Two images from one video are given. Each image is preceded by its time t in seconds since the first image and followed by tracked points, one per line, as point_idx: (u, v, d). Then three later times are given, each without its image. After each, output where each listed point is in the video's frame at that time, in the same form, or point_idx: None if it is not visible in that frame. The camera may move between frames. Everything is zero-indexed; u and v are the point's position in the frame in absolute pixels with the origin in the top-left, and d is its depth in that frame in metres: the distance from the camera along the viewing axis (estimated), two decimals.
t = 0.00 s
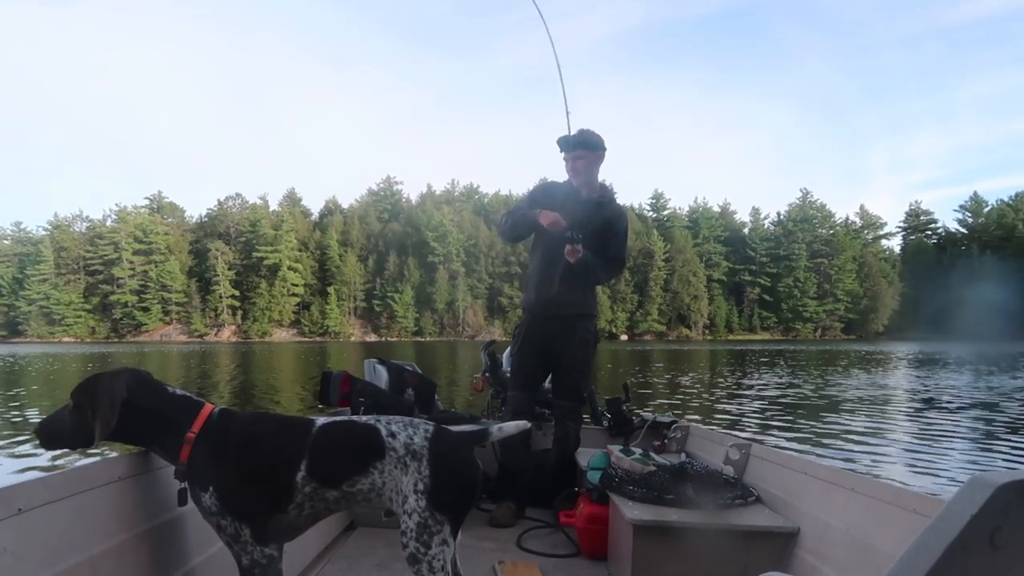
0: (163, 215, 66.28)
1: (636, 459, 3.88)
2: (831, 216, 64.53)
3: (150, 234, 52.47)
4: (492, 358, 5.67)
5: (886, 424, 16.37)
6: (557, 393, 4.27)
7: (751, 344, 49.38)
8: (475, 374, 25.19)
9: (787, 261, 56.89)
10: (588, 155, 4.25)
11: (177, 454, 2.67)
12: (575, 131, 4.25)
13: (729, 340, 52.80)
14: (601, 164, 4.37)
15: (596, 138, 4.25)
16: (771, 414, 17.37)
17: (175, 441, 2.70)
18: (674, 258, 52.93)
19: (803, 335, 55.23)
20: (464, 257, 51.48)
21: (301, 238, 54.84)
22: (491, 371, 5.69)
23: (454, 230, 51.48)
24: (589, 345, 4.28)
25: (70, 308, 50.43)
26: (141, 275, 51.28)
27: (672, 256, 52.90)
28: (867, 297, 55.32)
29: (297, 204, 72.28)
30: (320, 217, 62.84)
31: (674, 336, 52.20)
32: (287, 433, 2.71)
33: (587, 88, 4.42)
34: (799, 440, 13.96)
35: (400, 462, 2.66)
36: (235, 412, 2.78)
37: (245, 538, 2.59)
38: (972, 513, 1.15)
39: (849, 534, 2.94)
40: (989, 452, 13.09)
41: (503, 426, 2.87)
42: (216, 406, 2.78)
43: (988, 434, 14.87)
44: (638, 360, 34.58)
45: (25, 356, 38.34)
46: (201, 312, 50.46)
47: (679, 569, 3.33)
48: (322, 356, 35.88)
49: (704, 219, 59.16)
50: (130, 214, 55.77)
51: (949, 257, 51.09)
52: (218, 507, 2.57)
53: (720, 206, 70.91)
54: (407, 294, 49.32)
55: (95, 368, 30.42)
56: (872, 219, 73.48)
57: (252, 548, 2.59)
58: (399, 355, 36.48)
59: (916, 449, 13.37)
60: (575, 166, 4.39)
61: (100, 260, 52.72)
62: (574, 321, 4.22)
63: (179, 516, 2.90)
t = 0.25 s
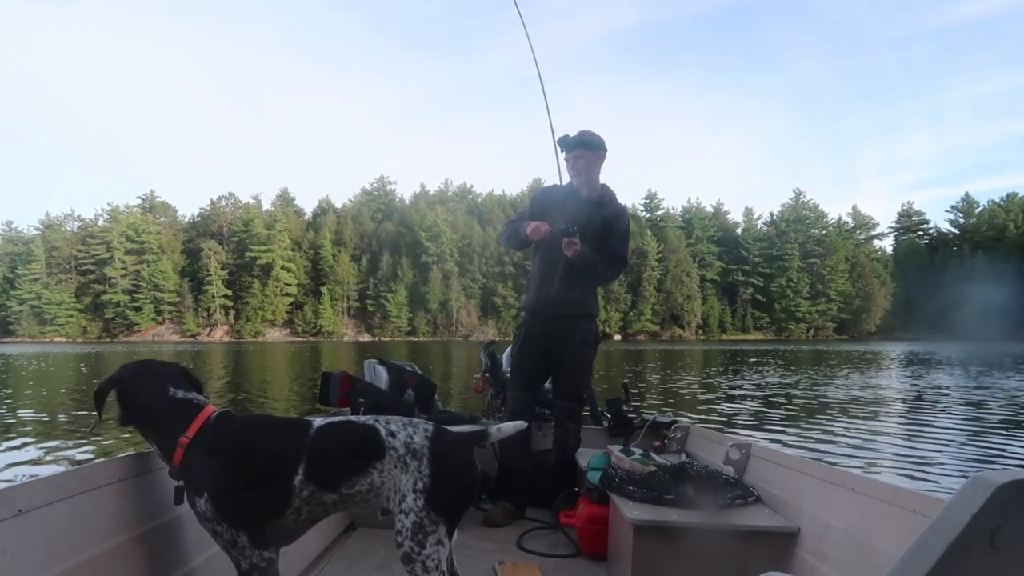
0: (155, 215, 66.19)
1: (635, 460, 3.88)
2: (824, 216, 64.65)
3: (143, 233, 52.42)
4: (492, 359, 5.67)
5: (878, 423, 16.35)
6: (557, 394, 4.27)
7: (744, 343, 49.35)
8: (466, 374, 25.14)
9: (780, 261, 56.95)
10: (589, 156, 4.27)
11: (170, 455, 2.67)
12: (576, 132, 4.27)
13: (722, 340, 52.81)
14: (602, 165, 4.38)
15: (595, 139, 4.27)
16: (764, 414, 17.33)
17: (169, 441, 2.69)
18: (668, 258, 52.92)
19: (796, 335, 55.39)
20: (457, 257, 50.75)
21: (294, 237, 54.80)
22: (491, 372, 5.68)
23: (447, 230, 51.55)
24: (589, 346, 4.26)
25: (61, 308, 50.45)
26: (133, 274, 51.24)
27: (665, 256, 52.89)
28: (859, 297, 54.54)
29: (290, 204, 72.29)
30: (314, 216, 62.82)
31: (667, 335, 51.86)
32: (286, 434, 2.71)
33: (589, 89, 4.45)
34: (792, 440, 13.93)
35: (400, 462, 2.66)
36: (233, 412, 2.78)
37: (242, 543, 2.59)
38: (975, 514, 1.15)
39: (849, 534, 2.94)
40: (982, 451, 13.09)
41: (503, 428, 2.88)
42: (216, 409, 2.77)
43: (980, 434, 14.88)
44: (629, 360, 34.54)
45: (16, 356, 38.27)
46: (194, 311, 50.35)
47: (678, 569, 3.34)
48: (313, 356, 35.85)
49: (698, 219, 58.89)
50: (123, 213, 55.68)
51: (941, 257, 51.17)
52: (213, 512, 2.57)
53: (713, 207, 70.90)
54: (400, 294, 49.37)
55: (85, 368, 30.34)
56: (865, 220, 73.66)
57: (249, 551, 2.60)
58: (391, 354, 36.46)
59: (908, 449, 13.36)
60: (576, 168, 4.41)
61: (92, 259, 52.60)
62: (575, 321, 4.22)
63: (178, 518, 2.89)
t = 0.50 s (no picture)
0: (148, 214, 66.06)
1: (635, 460, 3.88)
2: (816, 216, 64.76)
3: (135, 232, 52.32)
4: (492, 358, 5.68)
5: (871, 423, 16.31)
6: (558, 395, 4.28)
7: (737, 342, 49.33)
8: (457, 373, 25.05)
9: (773, 260, 56.99)
10: (592, 158, 4.32)
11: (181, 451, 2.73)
12: (581, 134, 4.32)
13: (716, 339, 52.79)
14: (604, 168, 4.43)
15: (598, 141, 4.33)
16: (757, 414, 17.26)
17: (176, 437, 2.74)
18: (661, 258, 52.89)
19: (789, 334, 55.48)
20: (452, 256, 51.56)
21: (288, 237, 54.74)
22: (491, 371, 5.69)
23: (441, 230, 51.59)
24: (589, 347, 4.27)
25: (53, 307, 50.41)
26: (126, 273, 51.18)
27: (659, 255, 52.87)
28: (852, 297, 55.04)
29: (283, 204, 72.26)
30: (308, 216, 62.77)
31: (660, 335, 52.17)
32: (290, 435, 2.70)
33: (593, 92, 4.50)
34: (785, 439, 13.88)
35: (406, 469, 2.66)
36: (239, 413, 2.80)
37: (241, 545, 2.61)
38: (974, 513, 1.15)
39: (850, 535, 2.94)
40: (974, 451, 13.08)
41: (506, 435, 2.88)
42: (227, 409, 2.80)
43: (972, 433, 14.90)
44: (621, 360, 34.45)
45: (8, 355, 38.19)
46: (187, 311, 50.25)
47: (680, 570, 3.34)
48: (305, 356, 35.81)
49: (691, 218, 58.22)
50: (115, 212, 55.55)
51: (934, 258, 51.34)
52: (213, 513, 2.59)
53: (707, 206, 70.92)
54: (394, 293, 49.45)
55: (78, 367, 30.26)
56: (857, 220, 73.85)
57: (245, 554, 2.62)
58: (384, 353, 36.45)
59: (899, 448, 13.34)
60: (579, 171, 4.46)
61: (84, 257, 52.45)
62: (576, 321, 4.22)
63: (177, 518, 2.89)
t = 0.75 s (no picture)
0: (140, 214, 65.85)
1: (635, 460, 3.88)
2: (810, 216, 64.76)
3: (127, 232, 52.13)
4: (493, 358, 5.67)
5: (864, 422, 16.26)
6: (559, 395, 4.27)
7: (730, 342, 49.24)
8: (449, 373, 24.95)
9: (766, 260, 56.91)
10: (596, 159, 4.33)
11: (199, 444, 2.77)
12: (586, 135, 4.32)
13: (709, 339, 52.72)
14: (607, 169, 4.43)
15: (601, 143, 4.33)
16: (750, 413, 17.18)
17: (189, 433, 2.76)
18: (655, 258, 52.67)
19: (782, 334, 55.49)
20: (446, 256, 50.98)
21: (281, 236, 54.60)
22: (491, 371, 5.69)
23: (434, 230, 51.63)
24: (590, 347, 4.26)
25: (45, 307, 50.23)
26: (117, 273, 51.01)
27: (652, 255, 52.66)
28: (844, 296, 55.05)
29: (276, 203, 72.15)
30: (301, 215, 62.68)
31: (654, 335, 52.00)
32: (297, 436, 2.71)
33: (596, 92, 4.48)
34: (778, 439, 13.81)
35: (412, 473, 2.64)
36: (252, 411, 2.82)
37: (245, 541, 2.64)
38: (973, 513, 1.15)
39: (850, 536, 2.93)
40: (968, 450, 13.07)
41: (515, 439, 2.86)
42: (241, 407, 2.82)
43: (966, 432, 14.90)
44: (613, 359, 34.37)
45: None
46: (179, 311, 50.10)
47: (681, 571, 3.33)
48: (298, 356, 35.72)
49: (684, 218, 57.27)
50: (107, 211, 55.37)
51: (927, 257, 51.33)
52: (221, 511, 2.62)
53: (700, 206, 70.87)
54: (387, 294, 49.42)
55: (69, 367, 30.15)
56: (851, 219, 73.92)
57: (250, 550, 2.65)
58: (378, 353, 36.37)
59: (893, 447, 13.28)
60: (583, 170, 4.45)
61: (75, 257, 52.25)
62: (576, 321, 4.22)
63: (178, 517, 2.89)
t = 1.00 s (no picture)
0: (131, 213, 65.50)
1: (635, 460, 3.88)
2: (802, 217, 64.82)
3: (119, 232, 51.84)
4: (492, 358, 5.67)
5: (855, 422, 16.25)
6: (559, 395, 4.26)
7: (723, 344, 49.14)
8: (438, 376, 24.81)
9: (758, 261, 56.86)
10: (597, 161, 4.33)
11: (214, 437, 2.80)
12: (588, 136, 4.32)
13: (702, 340, 52.67)
14: (608, 170, 4.43)
15: (602, 143, 4.32)
16: (742, 413, 17.15)
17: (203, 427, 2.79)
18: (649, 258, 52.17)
19: (774, 334, 55.53)
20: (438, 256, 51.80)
21: (273, 237, 54.47)
22: (490, 371, 5.68)
23: (427, 230, 51.68)
24: (590, 347, 4.26)
25: (35, 308, 49.98)
26: (108, 273, 50.73)
27: (646, 256, 52.27)
28: (836, 296, 55.21)
29: (268, 202, 72.05)
30: (293, 215, 62.62)
31: (647, 336, 51.94)
32: (305, 433, 2.73)
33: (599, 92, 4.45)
34: (770, 438, 13.79)
35: (417, 473, 2.64)
36: (267, 406, 2.87)
37: (248, 536, 2.67)
38: (972, 515, 1.15)
39: (849, 537, 2.94)
40: (959, 450, 13.08)
41: (523, 440, 2.84)
42: (256, 402, 2.87)
43: (956, 431, 14.93)
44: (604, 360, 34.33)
45: None
46: (171, 311, 49.89)
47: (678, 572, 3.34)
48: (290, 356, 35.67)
49: (677, 220, 57.86)
50: (98, 211, 55.13)
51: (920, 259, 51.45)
52: (228, 505, 2.65)
53: (691, 206, 70.82)
54: (380, 293, 49.45)
55: (59, 368, 30.05)
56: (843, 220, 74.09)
57: (254, 544, 2.67)
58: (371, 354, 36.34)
59: (884, 447, 13.28)
60: (583, 171, 4.44)
61: (66, 258, 52.00)
62: (576, 322, 4.22)
63: (178, 515, 2.90)
